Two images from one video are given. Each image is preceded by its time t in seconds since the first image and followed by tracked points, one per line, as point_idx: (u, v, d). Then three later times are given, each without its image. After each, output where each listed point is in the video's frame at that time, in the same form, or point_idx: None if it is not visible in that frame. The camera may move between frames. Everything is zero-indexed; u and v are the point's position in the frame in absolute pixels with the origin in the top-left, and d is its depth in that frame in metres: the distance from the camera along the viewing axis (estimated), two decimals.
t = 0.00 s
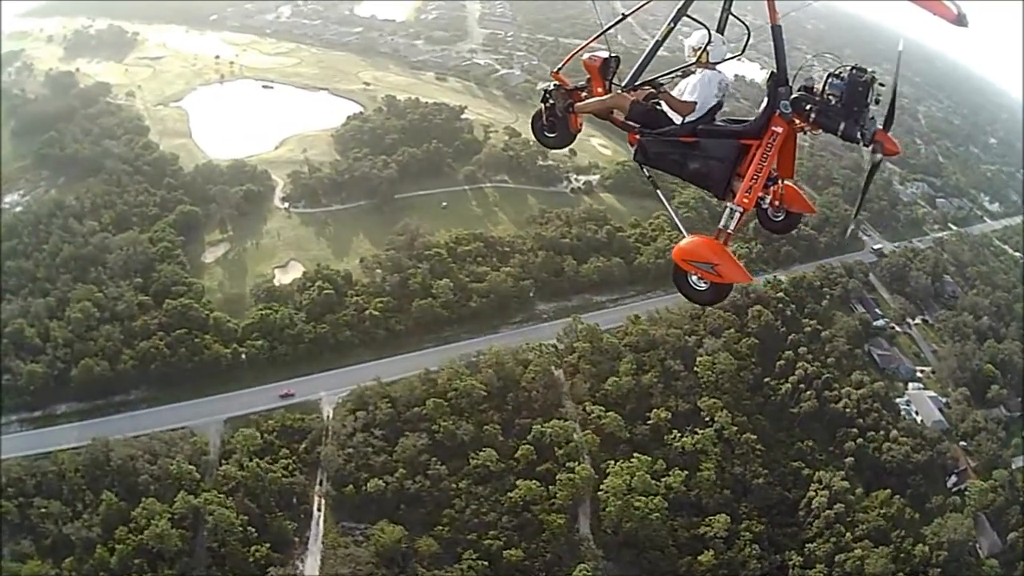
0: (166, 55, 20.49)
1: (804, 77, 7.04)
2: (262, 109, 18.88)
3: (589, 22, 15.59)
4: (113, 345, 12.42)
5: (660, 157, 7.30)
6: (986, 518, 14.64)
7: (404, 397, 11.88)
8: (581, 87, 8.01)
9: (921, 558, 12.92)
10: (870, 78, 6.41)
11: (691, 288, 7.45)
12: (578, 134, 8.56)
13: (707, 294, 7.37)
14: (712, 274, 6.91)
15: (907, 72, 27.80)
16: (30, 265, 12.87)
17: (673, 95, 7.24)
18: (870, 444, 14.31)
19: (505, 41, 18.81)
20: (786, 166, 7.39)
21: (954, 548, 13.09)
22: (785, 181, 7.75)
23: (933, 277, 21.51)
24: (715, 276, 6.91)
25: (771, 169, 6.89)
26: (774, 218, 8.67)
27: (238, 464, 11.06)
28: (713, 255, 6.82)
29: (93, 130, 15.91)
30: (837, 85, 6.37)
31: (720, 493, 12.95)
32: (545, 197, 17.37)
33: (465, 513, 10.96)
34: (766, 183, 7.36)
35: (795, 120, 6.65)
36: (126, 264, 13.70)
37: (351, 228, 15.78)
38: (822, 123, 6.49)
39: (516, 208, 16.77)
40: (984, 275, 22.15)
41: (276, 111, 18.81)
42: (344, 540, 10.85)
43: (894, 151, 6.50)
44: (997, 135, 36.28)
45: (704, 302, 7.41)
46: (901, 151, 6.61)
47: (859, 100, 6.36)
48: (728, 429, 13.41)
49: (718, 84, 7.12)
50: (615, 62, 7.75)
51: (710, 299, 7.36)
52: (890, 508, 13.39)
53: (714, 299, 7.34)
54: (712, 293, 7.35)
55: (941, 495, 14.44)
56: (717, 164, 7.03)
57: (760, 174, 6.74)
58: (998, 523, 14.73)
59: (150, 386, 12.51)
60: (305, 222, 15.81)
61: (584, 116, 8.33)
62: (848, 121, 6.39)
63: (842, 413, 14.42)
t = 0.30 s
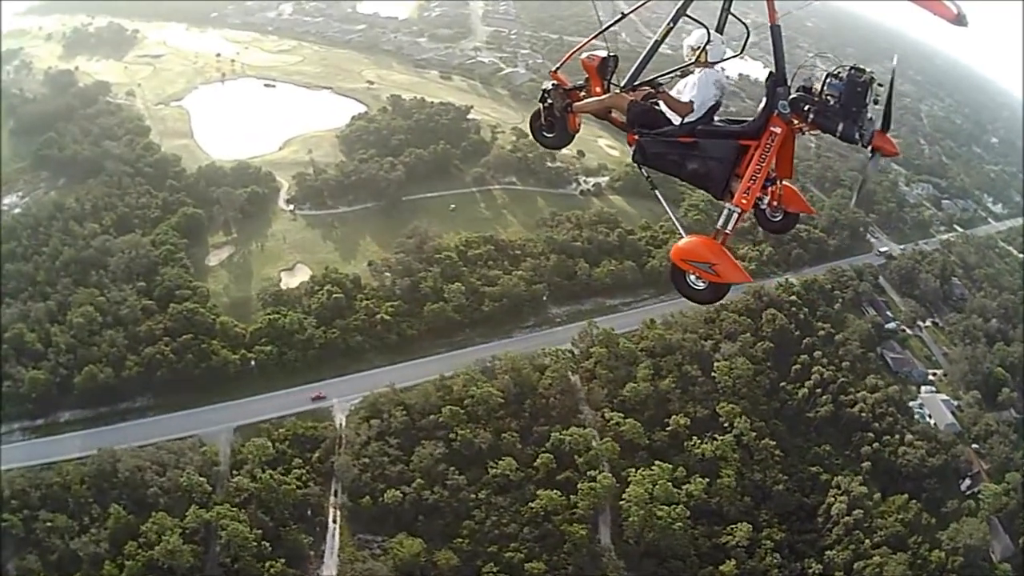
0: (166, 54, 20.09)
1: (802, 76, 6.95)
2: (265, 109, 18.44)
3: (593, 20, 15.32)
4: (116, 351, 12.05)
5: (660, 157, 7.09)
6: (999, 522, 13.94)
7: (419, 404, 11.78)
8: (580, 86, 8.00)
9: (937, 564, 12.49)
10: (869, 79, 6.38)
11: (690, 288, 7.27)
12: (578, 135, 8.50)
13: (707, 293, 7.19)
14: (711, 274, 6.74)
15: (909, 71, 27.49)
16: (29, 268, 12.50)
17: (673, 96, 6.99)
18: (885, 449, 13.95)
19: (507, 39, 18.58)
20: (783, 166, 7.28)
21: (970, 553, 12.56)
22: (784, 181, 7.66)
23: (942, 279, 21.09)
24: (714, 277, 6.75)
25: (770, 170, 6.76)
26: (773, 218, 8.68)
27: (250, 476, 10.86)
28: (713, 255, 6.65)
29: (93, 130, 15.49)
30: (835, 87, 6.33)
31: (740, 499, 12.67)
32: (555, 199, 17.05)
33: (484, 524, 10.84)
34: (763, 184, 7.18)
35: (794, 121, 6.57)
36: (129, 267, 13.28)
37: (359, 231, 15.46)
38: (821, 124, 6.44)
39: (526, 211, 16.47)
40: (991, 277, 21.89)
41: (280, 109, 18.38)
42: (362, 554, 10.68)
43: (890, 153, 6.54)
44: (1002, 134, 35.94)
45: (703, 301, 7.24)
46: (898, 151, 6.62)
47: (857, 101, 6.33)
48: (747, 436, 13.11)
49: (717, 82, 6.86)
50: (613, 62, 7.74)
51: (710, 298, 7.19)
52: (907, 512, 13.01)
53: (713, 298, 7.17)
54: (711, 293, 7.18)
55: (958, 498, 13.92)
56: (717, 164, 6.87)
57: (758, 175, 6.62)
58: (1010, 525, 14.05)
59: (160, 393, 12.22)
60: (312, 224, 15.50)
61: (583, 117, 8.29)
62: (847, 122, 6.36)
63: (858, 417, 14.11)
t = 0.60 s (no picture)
0: (170, 55, 19.69)
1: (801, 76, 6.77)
2: (273, 111, 18.13)
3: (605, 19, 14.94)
4: (124, 364, 11.66)
5: (661, 156, 6.95)
6: (1014, 530, 13.92)
7: (439, 419, 11.46)
8: (581, 86, 7.74)
9: None
10: (870, 78, 6.18)
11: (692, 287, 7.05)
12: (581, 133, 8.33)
13: (707, 293, 6.96)
14: (712, 274, 6.55)
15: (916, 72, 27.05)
16: (34, 276, 12.25)
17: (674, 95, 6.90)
18: (903, 459, 13.57)
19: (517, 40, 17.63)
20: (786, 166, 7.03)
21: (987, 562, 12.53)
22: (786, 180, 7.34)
23: (956, 283, 20.28)
24: (715, 276, 6.55)
25: (772, 169, 6.57)
26: (776, 218, 8.51)
27: (264, 493, 10.48)
28: (715, 254, 6.46)
29: (98, 132, 15.08)
30: (839, 85, 6.13)
31: (764, 512, 12.38)
32: (569, 203, 16.62)
33: (507, 542, 10.50)
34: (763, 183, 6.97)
35: (796, 119, 6.33)
36: (137, 275, 12.90)
37: (372, 237, 15.09)
38: (823, 122, 6.20)
39: (541, 216, 16.08)
40: (1003, 280, 21.25)
41: (287, 111, 18.09)
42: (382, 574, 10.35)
43: (893, 150, 6.16)
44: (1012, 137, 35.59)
45: (701, 301, 7.00)
46: (899, 151, 6.25)
47: (860, 98, 6.12)
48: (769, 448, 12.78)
49: (718, 83, 6.82)
50: (616, 61, 7.52)
51: (709, 298, 6.95)
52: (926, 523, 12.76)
53: (713, 300, 6.96)
54: (712, 292, 6.97)
55: (973, 508, 13.75)
56: (718, 163, 6.72)
57: (760, 173, 6.38)
58: None
59: (170, 406, 11.90)
60: (324, 230, 15.13)
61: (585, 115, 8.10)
62: (849, 120, 6.12)
63: (878, 426, 13.75)
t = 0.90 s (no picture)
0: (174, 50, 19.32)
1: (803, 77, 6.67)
2: (280, 107, 17.77)
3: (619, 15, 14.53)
4: (130, 368, 11.35)
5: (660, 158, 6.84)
6: None
7: (454, 425, 11.14)
8: (581, 85, 7.44)
9: None
10: (871, 78, 6.08)
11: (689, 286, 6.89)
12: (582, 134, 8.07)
13: (706, 293, 6.82)
14: (710, 273, 6.38)
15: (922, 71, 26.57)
16: (35, 275, 11.80)
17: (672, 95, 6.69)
18: (919, 464, 13.29)
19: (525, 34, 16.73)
20: (784, 166, 6.90)
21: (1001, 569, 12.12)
22: (784, 181, 7.24)
23: (966, 287, 19.95)
24: (713, 275, 6.38)
25: (772, 170, 6.46)
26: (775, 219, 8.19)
27: (276, 505, 10.22)
28: (714, 254, 6.29)
29: (100, 129, 14.68)
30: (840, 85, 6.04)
31: (782, 521, 12.10)
32: (583, 205, 16.21)
33: (526, 554, 10.25)
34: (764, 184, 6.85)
35: (795, 119, 6.27)
36: (141, 275, 12.52)
37: (383, 237, 14.76)
38: (823, 122, 6.13)
39: (553, 217, 15.74)
40: (1011, 284, 20.63)
41: (294, 107, 17.75)
42: None
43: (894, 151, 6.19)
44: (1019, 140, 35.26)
45: (701, 301, 6.83)
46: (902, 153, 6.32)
47: (861, 98, 6.06)
48: (788, 455, 12.49)
49: (717, 83, 6.62)
50: (617, 61, 7.17)
51: (708, 298, 6.83)
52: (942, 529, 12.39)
53: (712, 298, 6.82)
54: (710, 291, 6.81)
55: (987, 513, 13.44)
56: (718, 164, 6.60)
57: (760, 174, 6.31)
58: None
59: (177, 410, 11.55)
60: (332, 230, 14.77)
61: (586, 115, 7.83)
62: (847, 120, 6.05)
63: (892, 432, 13.47)
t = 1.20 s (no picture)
0: (180, 47, 18.92)
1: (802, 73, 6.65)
2: (291, 108, 17.44)
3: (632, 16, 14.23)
4: (138, 379, 11.05)
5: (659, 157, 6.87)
6: None
7: (475, 440, 10.86)
8: (580, 86, 7.49)
9: None
10: (870, 77, 6.07)
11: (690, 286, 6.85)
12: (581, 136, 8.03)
13: (705, 294, 6.78)
14: (710, 274, 6.42)
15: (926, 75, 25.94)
16: (39, 280, 11.04)
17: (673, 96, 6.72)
18: (937, 476, 13.01)
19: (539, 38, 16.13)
20: (783, 168, 6.84)
21: None
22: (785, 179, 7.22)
23: (978, 297, 19.10)
24: (713, 276, 6.41)
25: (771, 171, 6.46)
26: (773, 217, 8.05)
27: (292, 521, 9.88)
28: (713, 254, 6.33)
29: (105, 128, 13.72)
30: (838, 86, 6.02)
31: (803, 536, 11.78)
32: (602, 212, 15.77)
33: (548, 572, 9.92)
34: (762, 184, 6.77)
35: (794, 119, 6.27)
36: (149, 283, 12.25)
37: (397, 243, 14.45)
38: (822, 123, 6.13)
39: (570, 223, 15.40)
40: None
41: (302, 108, 17.43)
42: None
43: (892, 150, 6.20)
44: None
45: (701, 302, 6.80)
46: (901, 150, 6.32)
47: (858, 97, 6.04)
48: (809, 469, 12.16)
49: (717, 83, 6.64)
50: (615, 63, 7.26)
51: (708, 299, 6.78)
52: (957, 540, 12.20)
53: (712, 298, 6.77)
54: (711, 292, 6.78)
55: (1000, 526, 13.22)
56: (717, 164, 6.61)
57: (759, 173, 6.33)
58: None
59: (187, 423, 11.26)
60: (347, 235, 14.42)
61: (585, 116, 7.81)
62: (845, 120, 6.03)
63: (909, 444, 13.14)
